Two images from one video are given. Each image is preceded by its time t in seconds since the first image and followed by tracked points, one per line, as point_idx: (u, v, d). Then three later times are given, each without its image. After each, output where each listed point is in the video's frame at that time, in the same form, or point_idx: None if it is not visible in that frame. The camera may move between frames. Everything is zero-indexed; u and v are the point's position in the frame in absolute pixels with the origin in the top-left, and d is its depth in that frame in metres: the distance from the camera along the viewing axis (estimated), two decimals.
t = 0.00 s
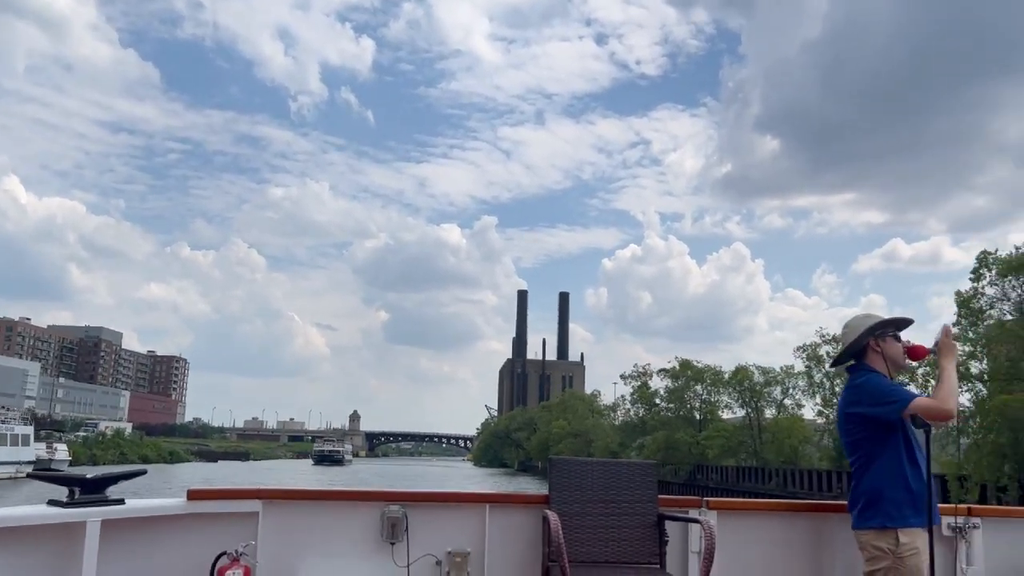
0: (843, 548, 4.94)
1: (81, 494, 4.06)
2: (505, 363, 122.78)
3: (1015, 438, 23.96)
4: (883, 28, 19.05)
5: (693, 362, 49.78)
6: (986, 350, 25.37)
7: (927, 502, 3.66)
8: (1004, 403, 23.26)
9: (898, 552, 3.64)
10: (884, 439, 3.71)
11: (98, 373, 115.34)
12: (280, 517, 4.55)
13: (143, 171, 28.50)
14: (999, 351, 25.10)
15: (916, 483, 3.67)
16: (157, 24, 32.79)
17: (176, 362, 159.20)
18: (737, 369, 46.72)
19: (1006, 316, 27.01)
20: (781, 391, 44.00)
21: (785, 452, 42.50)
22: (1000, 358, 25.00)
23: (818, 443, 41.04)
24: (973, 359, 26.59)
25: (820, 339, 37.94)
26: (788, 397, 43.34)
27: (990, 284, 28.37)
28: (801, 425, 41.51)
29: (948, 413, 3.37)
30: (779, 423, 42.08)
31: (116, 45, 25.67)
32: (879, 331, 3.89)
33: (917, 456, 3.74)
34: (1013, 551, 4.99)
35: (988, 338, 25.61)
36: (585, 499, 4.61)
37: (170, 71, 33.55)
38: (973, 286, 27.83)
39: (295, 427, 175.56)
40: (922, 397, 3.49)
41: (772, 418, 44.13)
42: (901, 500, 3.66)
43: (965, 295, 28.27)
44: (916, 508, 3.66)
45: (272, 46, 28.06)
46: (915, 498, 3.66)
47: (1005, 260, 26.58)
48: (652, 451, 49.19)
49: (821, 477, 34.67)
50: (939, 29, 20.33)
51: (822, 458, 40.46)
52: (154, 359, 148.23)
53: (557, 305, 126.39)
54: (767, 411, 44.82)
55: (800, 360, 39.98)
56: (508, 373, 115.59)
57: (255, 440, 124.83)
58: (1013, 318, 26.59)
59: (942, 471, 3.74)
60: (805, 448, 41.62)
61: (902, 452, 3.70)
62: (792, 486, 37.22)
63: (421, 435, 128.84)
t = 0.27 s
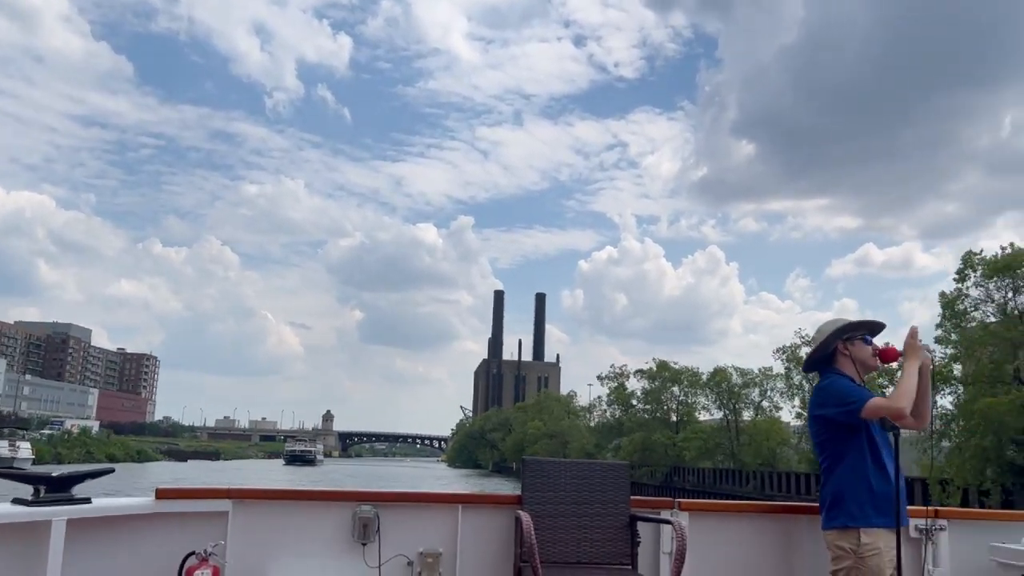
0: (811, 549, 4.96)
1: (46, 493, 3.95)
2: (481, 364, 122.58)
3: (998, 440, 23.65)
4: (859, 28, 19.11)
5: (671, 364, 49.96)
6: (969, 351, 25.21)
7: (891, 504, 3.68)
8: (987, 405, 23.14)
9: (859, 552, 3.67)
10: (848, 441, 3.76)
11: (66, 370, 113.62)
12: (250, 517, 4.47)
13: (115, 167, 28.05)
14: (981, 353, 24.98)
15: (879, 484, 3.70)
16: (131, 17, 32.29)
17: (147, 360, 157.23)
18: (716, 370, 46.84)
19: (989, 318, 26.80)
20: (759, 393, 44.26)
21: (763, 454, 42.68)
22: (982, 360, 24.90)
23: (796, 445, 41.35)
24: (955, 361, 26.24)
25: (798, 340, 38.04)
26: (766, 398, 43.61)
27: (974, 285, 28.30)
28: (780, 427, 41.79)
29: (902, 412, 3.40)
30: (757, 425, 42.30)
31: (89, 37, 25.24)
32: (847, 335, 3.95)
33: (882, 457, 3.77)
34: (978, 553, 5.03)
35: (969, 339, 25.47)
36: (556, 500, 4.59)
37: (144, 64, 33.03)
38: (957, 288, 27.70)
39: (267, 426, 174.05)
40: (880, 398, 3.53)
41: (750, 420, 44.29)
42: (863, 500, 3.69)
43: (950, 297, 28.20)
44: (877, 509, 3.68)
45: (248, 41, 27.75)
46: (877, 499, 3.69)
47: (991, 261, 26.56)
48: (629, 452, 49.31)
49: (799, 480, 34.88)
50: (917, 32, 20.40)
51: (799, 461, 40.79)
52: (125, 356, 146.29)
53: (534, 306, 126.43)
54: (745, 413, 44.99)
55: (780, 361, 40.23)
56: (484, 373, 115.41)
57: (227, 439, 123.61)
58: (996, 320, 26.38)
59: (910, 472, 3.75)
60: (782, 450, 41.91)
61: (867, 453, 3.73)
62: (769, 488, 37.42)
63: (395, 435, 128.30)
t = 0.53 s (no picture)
0: (779, 550, 4.98)
1: (9, 492, 3.86)
2: (456, 365, 122.36)
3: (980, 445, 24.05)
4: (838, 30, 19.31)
5: (647, 366, 50.13)
6: (950, 354, 25.28)
7: (852, 504, 3.76)
8: (968, 409, 23.35)
9: (821, 551, 3.76)
10: (810, 441, 3.87)
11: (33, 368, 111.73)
12: (219, 517, 4.40)
13: (86, 163, 27.64)
14: (961, 356, 25.16)
15: (841, 486, 3.79)
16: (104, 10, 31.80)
17: (116, 358, 155.09)
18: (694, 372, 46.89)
19: (971, 321, 26.60)
20: (737, 396, 44.50)
21: (740, 457, 42.89)
22: (961, 364, 25.09)
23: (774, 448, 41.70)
24: (936, 364, 25.88)
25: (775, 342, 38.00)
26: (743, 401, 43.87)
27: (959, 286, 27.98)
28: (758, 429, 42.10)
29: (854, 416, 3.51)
30: (734, 428, 42.53)
31: (59, 31, 24.86)
32: (817, 340, 4.03)
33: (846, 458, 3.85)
34: (944, 555, 5.09)
35: (950, 342, 25.53)
36: (528, 501, 4.57)
37: (116, 58, 32.55)
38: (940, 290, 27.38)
39: (238, 425, 172.46)
40: (835, 401, 3.63)
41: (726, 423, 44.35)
42: (825, 501, 3.78)
43: (932, 300, 27.79)
44: (840, 508, 3.77)
45: (223, 37, 27.48)
46: (841, 500, 3.77)
47: (975, 263, 26.59)
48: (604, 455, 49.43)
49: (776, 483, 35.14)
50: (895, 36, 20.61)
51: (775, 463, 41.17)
52: (93, 354, 144.18)
53: (510, 307, 126.49)
54: (722, 416, 45.11)
55: (759, 363, 40.49)
56: (458, 374, 115.19)
57: (197, 439, 122.24)
58: (978, 324, 26.19)
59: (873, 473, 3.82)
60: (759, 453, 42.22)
61: (829, 454, 3.83)
62: (747, 492, 37.62)
63: (368, 436, 127.67)
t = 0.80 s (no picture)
0: (748, 552, 5.00)
1: None
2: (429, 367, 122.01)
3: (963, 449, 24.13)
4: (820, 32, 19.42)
5: (622, 368, 50.27)
6: (933, 358, 25.26)
7: (814, 508, 3.79)
8: (951, 411, 23.49)
9: (782, 553, 3.82)
10: (776, 444, 3.93)
11: None
12: (187, 518, 4.32)
13: (54, 159, 27.15)
14: (944, 360, 25.20)
15: (804, 489, 3.84)
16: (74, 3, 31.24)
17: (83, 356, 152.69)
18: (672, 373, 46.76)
19: (953, 324, 26.23)
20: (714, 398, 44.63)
21: (716, 460, 43.05)
22: (943, 367, 25.14)
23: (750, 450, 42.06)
24: (919, 367, 25.80)
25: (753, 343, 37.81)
26: (720, 404, 44.05)
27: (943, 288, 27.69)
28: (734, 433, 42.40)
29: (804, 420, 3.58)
30: (711, 431, 43.00)
31: (28, 24, 24.40)
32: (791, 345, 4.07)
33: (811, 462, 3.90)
34: (910, 558, 5.14)
35: (934, 345, 25.54)
36: (500, 503, 4.54)
37: (86, 52, 31.99)
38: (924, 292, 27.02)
39: (207, 426, 170.58)
40: (790, 404, 3.69)
41: (702, 426, 44.57)
42: (787, 504, 3.84)
43: (916, 302, 27.53)
44: (804, 511, 3.81)
45: (197, 33, 27.14)
46: (804, 504, 3.82)
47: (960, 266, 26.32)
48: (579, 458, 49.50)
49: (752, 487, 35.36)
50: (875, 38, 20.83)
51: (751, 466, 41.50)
52: (59, 353, 141.82)
53: (484, 309, 126.40)
54: (698, 418, 45.21)
55: (738, 365, 40.70)
56: (432, 376, 114.83)
57: (165, 440, 120.66)
58: (960, 327, 25.83)
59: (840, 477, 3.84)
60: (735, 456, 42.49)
61: (794, 457, 3.87)
62: (724, 496, 37.79)
63: (339, 437, 126.85)
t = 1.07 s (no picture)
0: (719, 556, 5.00)
1: None
2: (402, 368, 121.46)
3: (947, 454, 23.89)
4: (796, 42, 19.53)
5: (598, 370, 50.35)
6: (918, 360, 24.94)
7: (777, 510, 3.92)
8: (936, 416, 23.22)
9: (745, 554, 3.99)
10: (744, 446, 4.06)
11: None
12: (156, 521, 4.24)
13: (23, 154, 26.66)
14: (928, 362, 24.90)
15: (769, 492, 3.96)
16: None
17: (49, 356, 150.09)
18: (649, 376, 46.85)
19: (938, 327, 25.77)
20: (692, 401, 44.67)
21: (694, 464, 43.12)
22: (927, 371, 24.86)
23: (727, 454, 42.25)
24: (902, 370, 25.48)
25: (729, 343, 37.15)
26: (697, 406, 44.15)
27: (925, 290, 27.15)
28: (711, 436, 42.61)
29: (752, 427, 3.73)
30: (689, 434, 43.21)
31: None
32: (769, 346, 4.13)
33: (778, 465, 4.00)
34: (879, 561, 5.19)
35: (918, 348, 25.19)
36: (473, 506, 4.51)
37: (55, 46, 31.39)
38: (908, 294, 26.45)
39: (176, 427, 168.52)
40: (751, 407, 3.81)
41: (680, 429, 44.73)
42: (752, 506, 3.99)
43: (899, 304, 26.92)
44: (765, 514, 3.95)
45: (169, 30, 26.78)
46: (767, 506, 3.95)
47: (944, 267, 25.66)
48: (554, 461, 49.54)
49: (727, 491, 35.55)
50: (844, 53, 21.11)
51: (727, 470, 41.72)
52: (25, 352, 139.40)
53: (458, 311, 126.10)
54: (675, 421, 45.30)
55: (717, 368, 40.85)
56: (405, 377, 114.29)
57: (133, 441, 118.96)
58: (944, 330, 25.38)
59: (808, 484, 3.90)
60: (713, 459, 42.64)
61: (759, 459, 4.01)
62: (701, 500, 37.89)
63: (311, 439, 125.84)
